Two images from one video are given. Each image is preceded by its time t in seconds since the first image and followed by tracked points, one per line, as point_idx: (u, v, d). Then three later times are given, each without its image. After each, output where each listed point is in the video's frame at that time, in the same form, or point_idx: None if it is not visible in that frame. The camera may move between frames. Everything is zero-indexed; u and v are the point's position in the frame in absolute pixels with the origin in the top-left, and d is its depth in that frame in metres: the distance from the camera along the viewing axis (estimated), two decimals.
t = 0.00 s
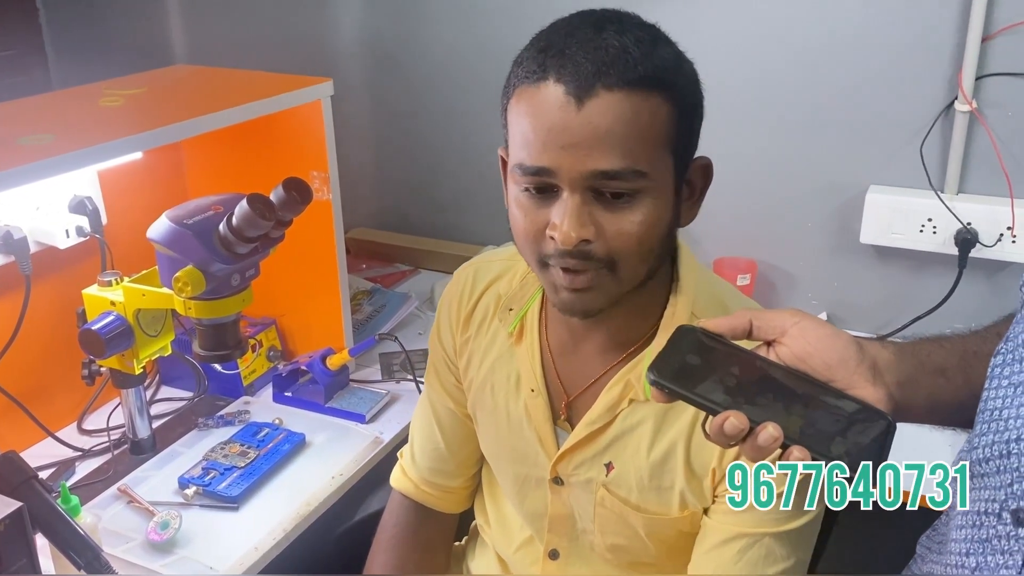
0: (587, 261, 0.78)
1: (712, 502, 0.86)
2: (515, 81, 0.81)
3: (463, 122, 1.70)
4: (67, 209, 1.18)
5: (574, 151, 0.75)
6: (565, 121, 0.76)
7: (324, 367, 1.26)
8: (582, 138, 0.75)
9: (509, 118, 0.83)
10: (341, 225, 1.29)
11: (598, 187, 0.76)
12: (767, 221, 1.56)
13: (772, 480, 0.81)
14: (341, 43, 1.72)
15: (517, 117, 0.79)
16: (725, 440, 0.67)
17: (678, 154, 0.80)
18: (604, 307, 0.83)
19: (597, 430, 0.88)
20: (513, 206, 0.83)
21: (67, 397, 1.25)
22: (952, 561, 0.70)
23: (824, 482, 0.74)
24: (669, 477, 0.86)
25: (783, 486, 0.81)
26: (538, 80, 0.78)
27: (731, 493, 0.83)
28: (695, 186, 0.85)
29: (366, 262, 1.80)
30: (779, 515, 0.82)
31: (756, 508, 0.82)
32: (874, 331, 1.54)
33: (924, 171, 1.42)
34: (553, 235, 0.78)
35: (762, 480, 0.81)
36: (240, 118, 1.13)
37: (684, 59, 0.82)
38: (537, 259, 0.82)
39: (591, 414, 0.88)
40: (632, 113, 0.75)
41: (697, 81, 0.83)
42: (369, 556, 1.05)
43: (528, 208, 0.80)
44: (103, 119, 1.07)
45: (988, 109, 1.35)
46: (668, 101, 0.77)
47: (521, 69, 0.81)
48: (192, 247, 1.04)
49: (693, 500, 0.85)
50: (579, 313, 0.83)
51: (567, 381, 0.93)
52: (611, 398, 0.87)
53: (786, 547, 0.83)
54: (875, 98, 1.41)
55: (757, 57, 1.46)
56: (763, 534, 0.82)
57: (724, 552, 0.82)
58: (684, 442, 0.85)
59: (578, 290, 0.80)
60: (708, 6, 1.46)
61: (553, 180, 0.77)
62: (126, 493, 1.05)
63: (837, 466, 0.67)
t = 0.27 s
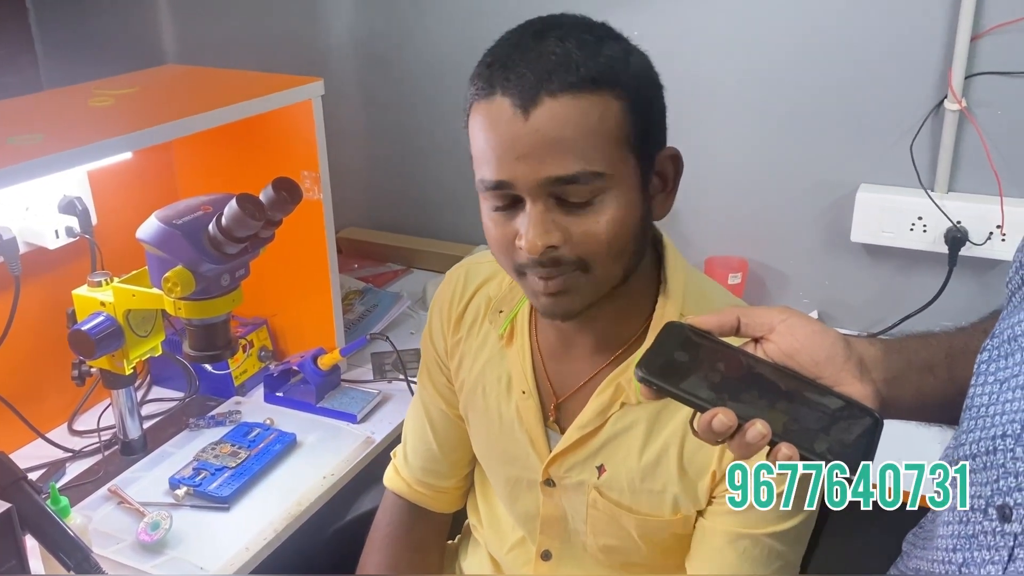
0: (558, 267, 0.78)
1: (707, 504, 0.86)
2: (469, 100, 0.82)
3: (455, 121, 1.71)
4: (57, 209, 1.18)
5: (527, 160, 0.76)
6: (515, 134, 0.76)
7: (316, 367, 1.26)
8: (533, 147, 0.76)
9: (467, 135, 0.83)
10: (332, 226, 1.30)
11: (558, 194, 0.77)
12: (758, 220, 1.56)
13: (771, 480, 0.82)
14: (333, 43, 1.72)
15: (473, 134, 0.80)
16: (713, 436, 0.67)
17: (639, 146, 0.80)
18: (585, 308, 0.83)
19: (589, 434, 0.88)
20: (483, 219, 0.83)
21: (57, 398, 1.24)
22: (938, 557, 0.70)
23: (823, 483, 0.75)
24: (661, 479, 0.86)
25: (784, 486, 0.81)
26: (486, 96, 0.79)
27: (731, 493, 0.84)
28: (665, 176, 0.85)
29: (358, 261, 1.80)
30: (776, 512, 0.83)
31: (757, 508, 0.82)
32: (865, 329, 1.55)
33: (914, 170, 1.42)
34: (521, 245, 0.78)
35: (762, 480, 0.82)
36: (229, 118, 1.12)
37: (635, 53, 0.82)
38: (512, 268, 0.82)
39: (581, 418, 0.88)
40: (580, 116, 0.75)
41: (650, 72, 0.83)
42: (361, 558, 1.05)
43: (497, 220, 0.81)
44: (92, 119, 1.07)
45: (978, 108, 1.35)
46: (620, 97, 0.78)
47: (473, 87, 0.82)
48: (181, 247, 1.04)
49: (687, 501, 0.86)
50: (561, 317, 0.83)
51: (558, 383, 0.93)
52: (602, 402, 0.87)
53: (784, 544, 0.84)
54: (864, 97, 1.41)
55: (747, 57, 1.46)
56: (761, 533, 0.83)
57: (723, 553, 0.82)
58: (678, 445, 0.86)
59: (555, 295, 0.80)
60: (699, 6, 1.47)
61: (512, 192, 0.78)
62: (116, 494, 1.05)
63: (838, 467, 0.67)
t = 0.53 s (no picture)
0: (544, 258, 0.78)
1: (697, 503, 0.86)
2: (467, 85, 0.83)
3: (447, 120, 1.71)
4: (47, 209, 1.18)
5: (521, 146, 0.76)
6: (510, 120, 0.76)
7: (307, 367, 1.26)
8: (527, 134, 0.76)
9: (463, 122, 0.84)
10: (323, 226, 1.29)
11: (549, 183, 0.77)
12: (750, 219, 1.57)
13: (771, 480, 0.82)
14: (325, 42, 1.71)
15: (469, 119, 0.80)
16: (703, 433, 0.68)
17: (631, 144, 0.80)
18: (570, 303, 0.83)
19: (578, 433, 0.88)
20: (473, 208, 0.83)
21: (48, 398, 1.24)
22: (926, 553, 0.71)
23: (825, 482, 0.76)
24: (652, 479, 0.86)
25: (784, 486, 0.82)
26: (485, 81, 0.79)
27: (731, 494, 0.84)
28: (656, 178, 0.86)
29: (351, 261, 1.80)
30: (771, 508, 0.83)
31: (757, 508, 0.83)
32: (857, 327, 1.56)
33: (905, 168, 1.43)
34: (508, 233, 0.78)
35: (761, 480, 0.82)
36: (219, 118, 1.12)
37: (633, 51, 0.83)
38: (499, 258, 0.82)
39: (571, 418, 0.88)
40: (577, 106, 0.76)
41: (647, 72, 0.84)
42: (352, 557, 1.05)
43: (487, 208, 0.81)
44: (82, 118, 1.07)
45: (967, 106, 1.36)
46: (616, 92, 0.78)
47: (471, 73, 0.83)
48: (172, 246, 1.04)
49: (678, 502, 0.86)
50: (545, 312, 0.83)
51: (547, 383, 0.93)
52: (592, 402, 0.87)
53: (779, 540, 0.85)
54: (855, 95, 1.42)
55: (739, 56, 1.47)
56: (755, 531, 0.83)
57: (714, 550, 0.83)
58: (668, 443, 0.86)
59: (540, 287, 0.80)
60: (690, 5, 1.47)
61: (503, 179, 0.78)
62: (108, 494, 1.05)
63: (839, 467, 0.68)
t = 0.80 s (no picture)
0: (560, 272, 0.79)
1: (694, 499, 0.87)
2: (478, 94, 0.81)
3: (440, 119, 1.70)
4: (37, 208, 1.17)
5: (541, 164, 0.75)
6: (530, 137, 0.76)
7: (300, 366, 1.26)
8: (547, 152, 0.75)
9: (473, 131, 0.83)
10: (317, 226, 1.29)
11: (567, 200, 0.76)
12: (743, 217, 1.57)
13: (771, 481, 0.80)
14: (317, 40, 1.71)
15: (482, 131, 0.79)
16: (694, 431, 0.68)
17: (644, 157, 0.81)
18: (580, 314, 0.83)
19: (577, 432, 0.88)
20: (483, 218, 0.83)
21: (40, 399, 1.23)
22: (917, 550, 0.71)
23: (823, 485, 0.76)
24: (651, 477, 0.87)
25: (784, 486, 0.80)
26: (500, 93, 0.78)
27: (731, 494, 0.83)
28: (664, 187, 0.86)
29: (344, 260, 1.80)
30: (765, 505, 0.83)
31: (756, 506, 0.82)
32: (850, 325, 1.56)
33: (897, 166, 1.43)
34: (525, 248, 0.78)
35: (761, 480, 0.80)
36: (210, 118, 1.12)
37: (645, 59, 0.83)
38: (511, 270, 0.82)
39: (570, 418, 0.88)
40: (597, 124, 0.76)
41: (659, 81, 0.84)
42: (344, 556, 1.03)
43: (499, 221, 0.80)
44: (71, 118, 1.06)
45: (959, 104, 1.36)
46: (632, 106, 0.78)
47: (482, 81, 0.82)
48: (163, 246, 1.04)
49: (676, 498, 0.86)
50: (555, 322, 0.84)
51: (545, 383, 0.94)
52: (591, 401, 0.88)
53: (770, 537, 0.83)
54: (847, 93, 1.42)
55: (731, 54, 1.47)
56: (745, 527, 0.82)
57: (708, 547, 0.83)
58: (665, 441, 0.87)
59: (554, 299, 0.81)
60: (683, 3, 1.47)
61: (520, 195, 0.77)
62: (100, 495, 1.05)
63: (838, 466, 0.68)
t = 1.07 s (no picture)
0: (556, 248, 0.78)
1: (694, 497, 0.86)
2: (484, 70, 0.82)
3: (435, 118, 1.70)
4: (30, 208, 1.16)
5: (541, 134, 0.76)
6: (532, 107, 0.76)
7: (295, 366, 1.25)
8: (548, 121, 0.76)
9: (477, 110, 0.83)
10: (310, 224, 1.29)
11: (567, 173, 0.76)
12: (738, 215, 1.57)
13: (771, 480, 0.80)
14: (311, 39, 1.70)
15: (485, 103, 0.80)
16: (691, 432, 0.68)
17: (646, 141, 0.81)
18: (575, 296, 0.82)
19: (575, 428, 0.88)
20: (482, 196, 0.83)
21: (33, 399, 1.23)
22: (912, 548, 0.71)
23: (824, 483, 0.75)
24: (648, 473, 0.87)
25: (783, 485, 0.80)
26: (505, 67, 0.79)
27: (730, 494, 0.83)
28: (663, 179, 0.86)
29: (338, 259, 1.79)
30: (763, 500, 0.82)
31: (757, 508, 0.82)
32: (845, 323, 1.56)
33: (892, 164, 1.44)
34: (521, 221, 0.77)
35: (761, 480, 0.80)
36: (203, 116, 1.11)
37: (649, 51, 0.84)
38: (506, 248, 0.81)
39: (569, 412, 0.88)
40: (600, 98, 0.76)
41: (664, 72, 0.84)
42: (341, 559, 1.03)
43: (497, 195, 0.80)
44: (63, 117, 1.05)
45: (954, 102, 1.37)
46: (635, 89, 0.79)
47: (489, 58, 0.83)
48: (157, 246, 1.03)
49: (673, 495, 0.86)
50: (550, 303, 0.83)
51: (543, 381, 0.93)
52: (588, 395, 0.88)
53: (768, 534, 0.83)
54: (842, 91, 1.42)
55: (726, 52, 1.47)
56: (746, 524, 0.82)
57: (707, 545, 0.82)
58: (663, 436, 0.87)
59: (548, 279, 0.80)
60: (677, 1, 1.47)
61: (520, 165, 0.77)
62: (94, 496, 1.04)
63: (837, 466, 0.69)
